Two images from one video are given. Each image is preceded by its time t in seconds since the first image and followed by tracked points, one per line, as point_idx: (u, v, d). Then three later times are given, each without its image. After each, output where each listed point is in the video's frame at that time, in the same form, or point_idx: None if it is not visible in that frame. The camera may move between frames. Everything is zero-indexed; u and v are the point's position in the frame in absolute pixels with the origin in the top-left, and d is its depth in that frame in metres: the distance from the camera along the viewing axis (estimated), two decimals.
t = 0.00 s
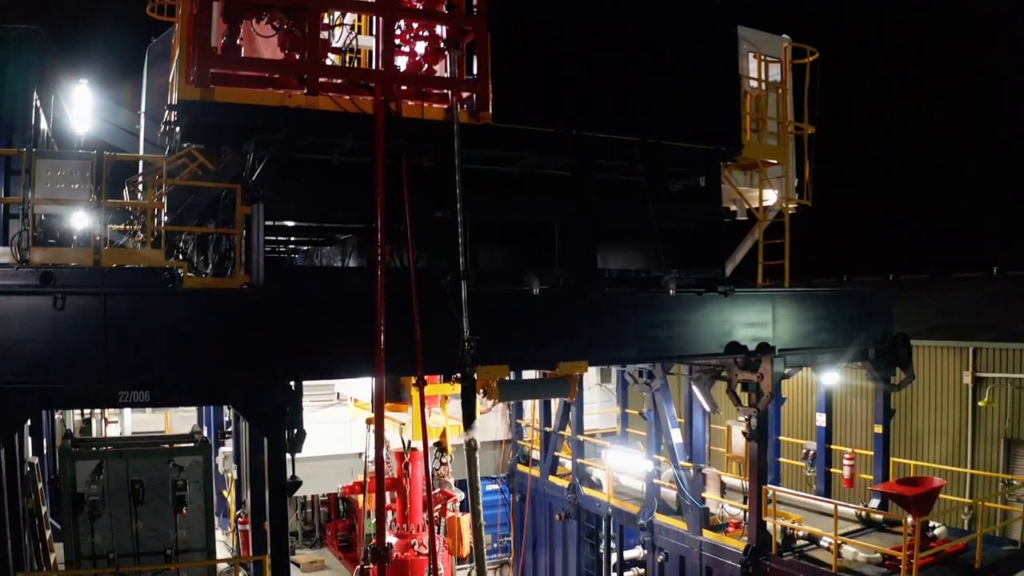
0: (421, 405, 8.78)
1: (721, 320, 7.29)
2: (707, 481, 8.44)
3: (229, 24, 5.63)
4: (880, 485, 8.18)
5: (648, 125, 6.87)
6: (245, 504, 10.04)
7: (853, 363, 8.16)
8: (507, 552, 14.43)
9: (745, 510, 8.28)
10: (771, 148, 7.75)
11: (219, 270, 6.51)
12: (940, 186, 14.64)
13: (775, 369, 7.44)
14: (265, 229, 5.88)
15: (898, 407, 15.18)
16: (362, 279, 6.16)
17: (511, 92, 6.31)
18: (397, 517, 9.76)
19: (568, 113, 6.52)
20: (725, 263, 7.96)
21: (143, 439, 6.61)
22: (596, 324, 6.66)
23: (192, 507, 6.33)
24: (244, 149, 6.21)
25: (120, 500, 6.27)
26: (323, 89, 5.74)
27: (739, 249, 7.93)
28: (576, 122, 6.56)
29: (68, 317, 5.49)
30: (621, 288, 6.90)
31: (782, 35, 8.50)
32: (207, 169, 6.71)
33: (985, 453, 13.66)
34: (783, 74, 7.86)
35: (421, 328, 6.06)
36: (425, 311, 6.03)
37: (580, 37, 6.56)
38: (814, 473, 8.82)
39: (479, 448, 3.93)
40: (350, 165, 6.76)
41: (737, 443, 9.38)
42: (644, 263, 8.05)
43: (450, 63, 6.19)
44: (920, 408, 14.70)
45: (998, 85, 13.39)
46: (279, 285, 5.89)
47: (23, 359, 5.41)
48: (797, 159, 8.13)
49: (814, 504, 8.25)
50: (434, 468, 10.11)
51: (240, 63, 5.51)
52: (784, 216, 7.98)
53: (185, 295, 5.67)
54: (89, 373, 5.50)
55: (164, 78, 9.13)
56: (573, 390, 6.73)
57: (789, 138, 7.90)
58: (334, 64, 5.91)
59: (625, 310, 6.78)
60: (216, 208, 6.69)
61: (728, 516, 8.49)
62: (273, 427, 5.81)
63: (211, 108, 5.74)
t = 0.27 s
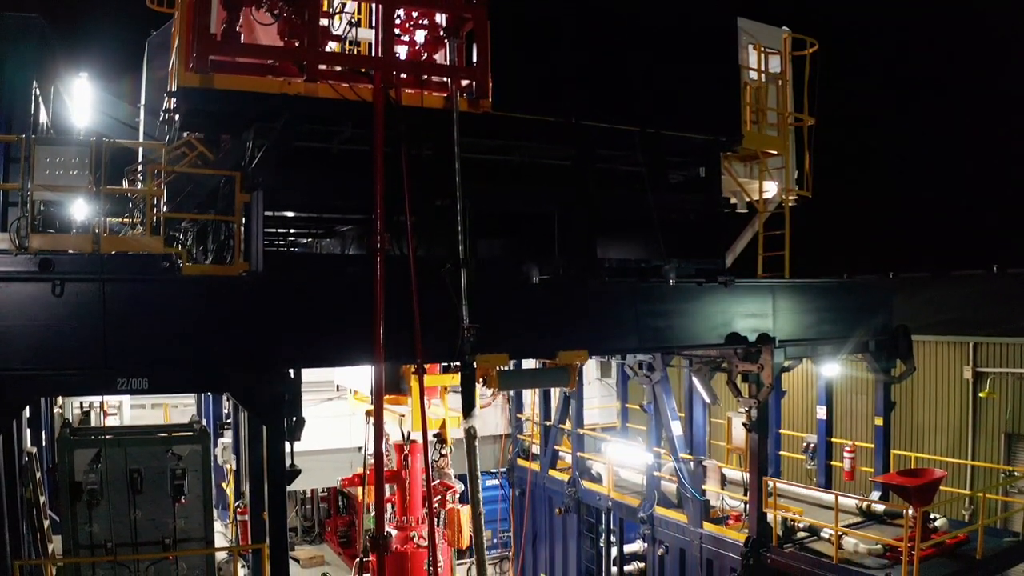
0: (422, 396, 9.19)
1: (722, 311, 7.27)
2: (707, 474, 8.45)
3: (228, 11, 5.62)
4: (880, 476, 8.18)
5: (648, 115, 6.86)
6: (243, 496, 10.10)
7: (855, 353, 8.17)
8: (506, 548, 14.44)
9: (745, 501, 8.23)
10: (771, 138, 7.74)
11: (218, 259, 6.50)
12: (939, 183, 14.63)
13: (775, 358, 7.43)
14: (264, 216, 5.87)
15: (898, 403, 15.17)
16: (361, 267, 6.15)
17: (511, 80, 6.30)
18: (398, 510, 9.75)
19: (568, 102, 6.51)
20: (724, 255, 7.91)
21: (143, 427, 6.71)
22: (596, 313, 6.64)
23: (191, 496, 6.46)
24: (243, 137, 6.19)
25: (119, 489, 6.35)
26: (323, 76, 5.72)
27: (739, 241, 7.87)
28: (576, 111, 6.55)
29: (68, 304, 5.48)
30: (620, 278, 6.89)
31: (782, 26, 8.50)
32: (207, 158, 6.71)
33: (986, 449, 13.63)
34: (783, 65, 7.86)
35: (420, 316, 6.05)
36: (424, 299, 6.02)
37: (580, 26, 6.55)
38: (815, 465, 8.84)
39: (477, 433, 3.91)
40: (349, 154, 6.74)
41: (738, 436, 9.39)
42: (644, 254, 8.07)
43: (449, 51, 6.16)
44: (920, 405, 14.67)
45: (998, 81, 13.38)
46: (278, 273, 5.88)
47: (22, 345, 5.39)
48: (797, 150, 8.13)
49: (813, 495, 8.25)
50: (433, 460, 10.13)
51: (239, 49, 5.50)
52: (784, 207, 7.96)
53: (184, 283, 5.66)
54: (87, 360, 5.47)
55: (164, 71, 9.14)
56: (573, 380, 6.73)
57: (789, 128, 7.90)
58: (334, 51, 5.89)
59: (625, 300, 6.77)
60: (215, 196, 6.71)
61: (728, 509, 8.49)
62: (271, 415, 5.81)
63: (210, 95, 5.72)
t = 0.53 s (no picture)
0: (422, 388, 9.24)
1: (722, 302, 7.26)
2: (708, 466, 8.44)
3: None
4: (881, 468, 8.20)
5: (648, 105, 6.85)
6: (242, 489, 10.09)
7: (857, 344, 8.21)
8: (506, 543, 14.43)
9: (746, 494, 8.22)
10: (771, 130, 7.73)
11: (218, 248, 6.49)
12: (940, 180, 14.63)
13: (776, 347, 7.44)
14: (263, 204, 5.84)
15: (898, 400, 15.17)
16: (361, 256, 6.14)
17: (511, 69, 6.29)
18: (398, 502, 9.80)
19: (568, 92, 6.50)
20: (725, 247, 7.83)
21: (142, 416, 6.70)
22: (596, 302, 6.63)
23: (190, 485, 6.47)
24: (243, 126, 6.28)
25: (117, 478, 6.35)
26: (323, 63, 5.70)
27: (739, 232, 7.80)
28: (576, 101, 6.54)
29: (66, 291, 5.46)
30: (621, 268, 6.88)
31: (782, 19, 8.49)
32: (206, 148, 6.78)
33: (987, 444, 13.63)
34: (783, 56, 7.85)
35: (420, 304, 6.04)
36: (424, 287, 6.00)
37: (580, 16, 6.55)
38: (815, 458, 8.88)
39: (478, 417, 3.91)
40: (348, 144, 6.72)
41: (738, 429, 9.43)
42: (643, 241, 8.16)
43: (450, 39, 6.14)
44: (921, 401, 14.66)
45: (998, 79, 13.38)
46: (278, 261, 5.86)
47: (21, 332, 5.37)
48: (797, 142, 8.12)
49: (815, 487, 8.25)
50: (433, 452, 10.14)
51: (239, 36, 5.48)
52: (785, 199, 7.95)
53: (184, 270, 5.64)
54: (87, 348, 5.46)
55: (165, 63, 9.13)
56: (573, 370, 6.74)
57: (789, 120, 7.89)
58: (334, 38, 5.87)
59: (625, 289, 6.76)
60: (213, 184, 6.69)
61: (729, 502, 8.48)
62: (271, 403, 5.81)
63: (210, 82, 5.71)
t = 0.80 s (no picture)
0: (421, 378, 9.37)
1: (722, 293, 7.24)
2: (707, 459, 8.42)
3: None
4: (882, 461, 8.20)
5: (648, 96, 6.84)
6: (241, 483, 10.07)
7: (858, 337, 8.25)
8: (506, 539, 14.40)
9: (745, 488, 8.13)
10: (771, 122, 7.72)
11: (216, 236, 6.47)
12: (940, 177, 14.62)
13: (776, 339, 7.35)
14: (262, 192, 5.81)
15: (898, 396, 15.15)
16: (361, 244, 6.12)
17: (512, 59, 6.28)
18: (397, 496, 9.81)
19: (568, 82, 6.49)
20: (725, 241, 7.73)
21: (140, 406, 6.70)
22: (596, 292, 6.62)
23: (188, 475, 6.49)
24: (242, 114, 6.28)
25: (114, 468, 6.35)
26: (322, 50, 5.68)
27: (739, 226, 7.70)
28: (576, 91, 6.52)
29: (64, 279, 5.46)
30: (620, 258, 6.87)
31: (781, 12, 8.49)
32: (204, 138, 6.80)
33: (987, 439, 13.60)
34: (783, 49, 7.85)
35: (420, 293, 6.02)
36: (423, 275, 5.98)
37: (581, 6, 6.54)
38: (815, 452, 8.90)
39: (477, 401, 3.89)
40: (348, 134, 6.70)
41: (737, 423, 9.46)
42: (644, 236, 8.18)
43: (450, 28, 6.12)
44: (921, 397, 14.64)
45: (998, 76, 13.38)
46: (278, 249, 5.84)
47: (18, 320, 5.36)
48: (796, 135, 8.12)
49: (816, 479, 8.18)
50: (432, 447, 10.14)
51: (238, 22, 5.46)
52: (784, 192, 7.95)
53: (183, 258, 5.62)
54: (85, 336, 5.44)
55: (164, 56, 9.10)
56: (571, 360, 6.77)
57: (788, 113, 7.89)
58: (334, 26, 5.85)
59: (624, 279, 6.75)
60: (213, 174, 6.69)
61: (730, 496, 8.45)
62: (270, 392, 5.79)
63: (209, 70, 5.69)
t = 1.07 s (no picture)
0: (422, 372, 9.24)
1: (722, 285, 7.24)
2: (708, 452, 8.43)
3: None
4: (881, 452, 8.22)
5: (648, 88, 6.83)
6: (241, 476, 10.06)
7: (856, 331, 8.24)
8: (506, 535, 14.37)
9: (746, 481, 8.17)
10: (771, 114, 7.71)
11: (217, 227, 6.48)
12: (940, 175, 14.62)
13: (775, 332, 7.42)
14: (262, 182, 5.83)
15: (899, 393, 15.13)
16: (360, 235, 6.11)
17: (512, 50, 6.27)
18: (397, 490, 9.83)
19: (568, 74, 6.49)
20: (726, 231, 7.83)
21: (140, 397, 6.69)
22: (595, 282, 6.61)
23: (187, 466, 6.50)
24: (242, 105, 6.28)
25: (114, 458, 6.35)
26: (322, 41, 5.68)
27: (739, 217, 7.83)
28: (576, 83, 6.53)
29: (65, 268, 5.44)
30: (620, 249, 6.86)
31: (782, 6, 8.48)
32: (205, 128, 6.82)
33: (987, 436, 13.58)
34: (783, 42, 7.84)
35: (419, 283, 6.02)
36: (423, 264, 5.98)
37: None
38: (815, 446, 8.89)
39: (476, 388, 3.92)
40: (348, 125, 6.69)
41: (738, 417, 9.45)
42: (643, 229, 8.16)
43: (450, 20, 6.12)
44: (921, 394, 14.62)
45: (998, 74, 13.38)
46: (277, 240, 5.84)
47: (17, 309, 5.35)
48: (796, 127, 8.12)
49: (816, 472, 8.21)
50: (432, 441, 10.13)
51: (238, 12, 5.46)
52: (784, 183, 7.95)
53: (182, 248, 5.61)
54: (84, 325, 5.43)
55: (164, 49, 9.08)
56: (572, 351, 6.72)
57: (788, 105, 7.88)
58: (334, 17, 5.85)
59: (624, 270, 6.74)
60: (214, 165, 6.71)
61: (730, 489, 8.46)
62: (270, 381, 5.77)
63: (209, 61, 5.69)
